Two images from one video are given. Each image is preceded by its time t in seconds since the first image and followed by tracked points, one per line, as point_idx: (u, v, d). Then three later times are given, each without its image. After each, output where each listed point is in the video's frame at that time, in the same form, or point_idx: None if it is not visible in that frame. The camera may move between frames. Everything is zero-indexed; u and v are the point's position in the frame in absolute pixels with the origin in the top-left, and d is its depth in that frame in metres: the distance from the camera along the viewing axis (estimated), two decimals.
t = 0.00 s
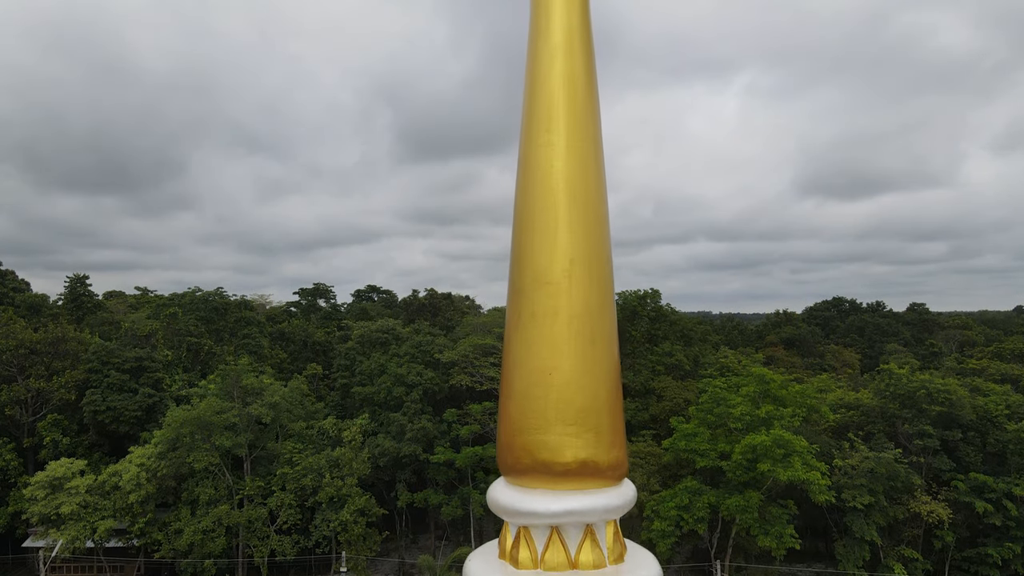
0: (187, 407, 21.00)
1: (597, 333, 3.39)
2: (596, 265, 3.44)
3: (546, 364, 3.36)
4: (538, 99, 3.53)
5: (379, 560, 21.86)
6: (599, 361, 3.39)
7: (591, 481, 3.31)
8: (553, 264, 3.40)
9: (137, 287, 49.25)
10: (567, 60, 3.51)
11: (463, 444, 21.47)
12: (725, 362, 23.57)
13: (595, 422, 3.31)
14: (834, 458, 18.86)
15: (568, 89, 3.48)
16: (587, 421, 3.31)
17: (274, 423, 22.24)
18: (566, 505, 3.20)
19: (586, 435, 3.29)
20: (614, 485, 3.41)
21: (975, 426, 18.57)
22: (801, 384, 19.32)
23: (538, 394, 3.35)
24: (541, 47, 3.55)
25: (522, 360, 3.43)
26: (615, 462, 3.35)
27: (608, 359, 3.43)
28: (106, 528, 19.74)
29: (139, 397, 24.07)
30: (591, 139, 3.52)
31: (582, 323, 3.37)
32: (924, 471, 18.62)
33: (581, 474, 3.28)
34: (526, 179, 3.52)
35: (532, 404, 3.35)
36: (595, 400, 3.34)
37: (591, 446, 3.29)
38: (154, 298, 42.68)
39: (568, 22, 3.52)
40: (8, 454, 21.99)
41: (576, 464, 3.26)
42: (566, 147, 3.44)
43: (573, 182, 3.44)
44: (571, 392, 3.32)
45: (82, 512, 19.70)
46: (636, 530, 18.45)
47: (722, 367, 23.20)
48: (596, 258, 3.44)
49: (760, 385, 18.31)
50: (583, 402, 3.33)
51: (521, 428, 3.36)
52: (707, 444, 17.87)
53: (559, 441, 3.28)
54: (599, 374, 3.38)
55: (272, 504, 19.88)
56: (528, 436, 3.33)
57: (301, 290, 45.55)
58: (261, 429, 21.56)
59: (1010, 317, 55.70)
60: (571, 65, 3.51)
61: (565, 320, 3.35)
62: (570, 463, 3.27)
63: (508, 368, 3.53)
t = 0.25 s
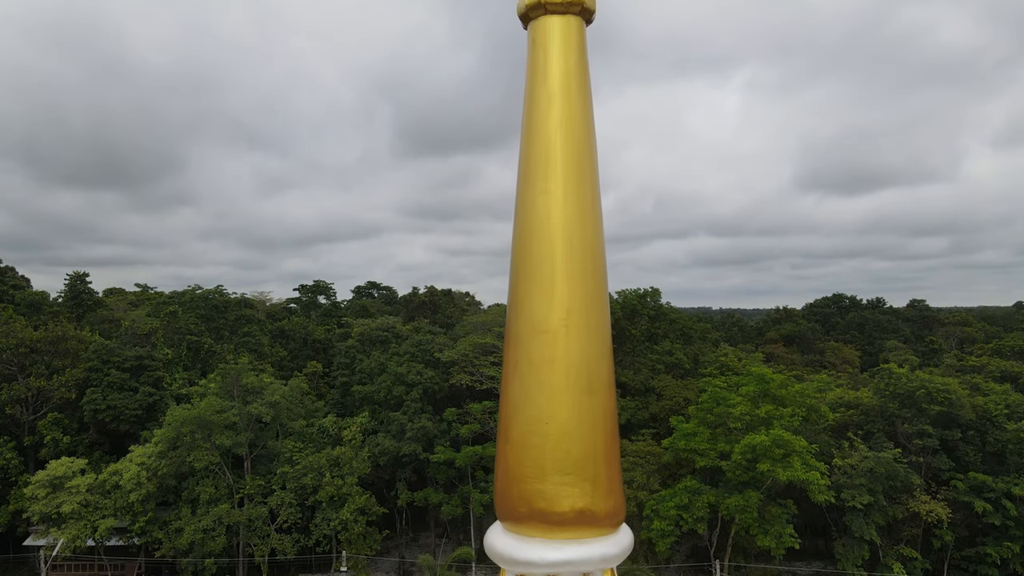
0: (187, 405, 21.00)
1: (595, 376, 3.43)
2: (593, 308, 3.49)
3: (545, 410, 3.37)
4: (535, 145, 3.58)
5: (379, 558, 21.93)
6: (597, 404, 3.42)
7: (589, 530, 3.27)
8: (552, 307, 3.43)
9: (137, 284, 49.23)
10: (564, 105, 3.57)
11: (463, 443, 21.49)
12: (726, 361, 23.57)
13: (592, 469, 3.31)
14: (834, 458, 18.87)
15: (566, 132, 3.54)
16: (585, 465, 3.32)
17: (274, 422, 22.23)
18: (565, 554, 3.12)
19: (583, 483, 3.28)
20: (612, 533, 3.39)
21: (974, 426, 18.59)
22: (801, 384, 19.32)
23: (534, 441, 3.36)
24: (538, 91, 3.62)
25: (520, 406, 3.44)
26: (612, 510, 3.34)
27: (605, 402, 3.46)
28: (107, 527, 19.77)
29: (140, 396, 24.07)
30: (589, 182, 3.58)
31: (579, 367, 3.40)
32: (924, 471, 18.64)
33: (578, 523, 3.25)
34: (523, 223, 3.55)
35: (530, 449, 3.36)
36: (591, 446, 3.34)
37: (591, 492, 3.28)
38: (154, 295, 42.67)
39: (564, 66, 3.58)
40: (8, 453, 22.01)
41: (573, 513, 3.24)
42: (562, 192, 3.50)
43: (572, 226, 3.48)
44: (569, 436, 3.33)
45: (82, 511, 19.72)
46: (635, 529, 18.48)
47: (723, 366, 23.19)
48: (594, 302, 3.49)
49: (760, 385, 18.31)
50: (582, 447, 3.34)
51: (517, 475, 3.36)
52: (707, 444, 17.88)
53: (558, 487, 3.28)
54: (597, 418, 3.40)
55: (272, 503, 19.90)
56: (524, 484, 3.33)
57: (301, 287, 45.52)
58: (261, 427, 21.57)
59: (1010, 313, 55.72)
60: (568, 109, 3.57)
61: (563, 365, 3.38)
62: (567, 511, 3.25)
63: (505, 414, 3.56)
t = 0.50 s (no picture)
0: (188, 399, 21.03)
1: (590, 422, 3.54)
2: (589, 355, 3.60)
3: (541, 454, 3.50)
4: (532, 189, 3.68)
5: (379, 549, 22.09)
6: (593, 451, 3.54)
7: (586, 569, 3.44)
8: (548, 352, 3.54)
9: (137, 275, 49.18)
10: (561, 147, 3.66)
11: (463, 437, 21.54)
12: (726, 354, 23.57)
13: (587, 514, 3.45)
14: (834, 451, 18.91)
15: (563, 177, 3.63)
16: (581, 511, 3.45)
17: (274, 415, 22.27)
18: None
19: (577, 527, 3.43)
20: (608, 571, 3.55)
21: (972, 419, 18.65)
22: (801, 378, 19.32)
23: (531, 486, 3.50)
24: (534, 133, 3.71)
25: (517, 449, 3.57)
26: (607, 551, 3.50)
27: (601, 447, 3.59)
28: (108, 519, 19.85)
29: (140, 389, 24.10)
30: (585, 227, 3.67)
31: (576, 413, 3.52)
32: (923, 464, 18.69)
33: (575, 565, 3.41)
34: (519, 268, 3.68)
35: (527, 494, 3.50)
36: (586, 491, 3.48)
37: (587, 531, 3.45)
38: (155, 287, 42.63)
39: (562, 109, 3.67)
40: (10, 445, 22.07)
41: (568, 556, 3.41)
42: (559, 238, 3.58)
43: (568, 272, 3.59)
44: (565, 481, 3.46)
45: (84, 504, 19.80)
46: (634, 522, 18.59)
47: (722, 360, 23.25)
48: (590, 348, 3.60)
49: (759, 378, 18.32)
50: (578, 493, 3.46)
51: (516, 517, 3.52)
52: (706, 438, 17.93)
53: (553, 531, 3.43)
54: (593, 463, 3.53)
55: (273, 496, 19.99)
56: (523, 526, 3.48)
57: (301, 279, 45.46)
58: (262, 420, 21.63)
59: (1010, 304, 55.73)
60: (565, 153, 3.66)
61: (559, 411, 3.49)
62: (562, 554, 3.42)
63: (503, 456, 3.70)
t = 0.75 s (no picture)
0: (189, 389, 21.07)
1: (585, 450, 3.83)
2: (584, 386, 3.89)
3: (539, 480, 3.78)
4: (531, 229, 3.96)
5: (380, 538, 22.26)
6: (589, 478, 3.82)
7: None
8: (546, 384, 3.84)
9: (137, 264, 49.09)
10: (560, 192, 3.94)
11: (463, 427, 21.61)
12: (725, 344, 23.56)
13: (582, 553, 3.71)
14: (833, 441, 18.97)
15: (561, 219, 3.92)
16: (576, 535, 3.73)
17: (275, 405, 22.31)
18: None
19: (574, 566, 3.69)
20: None
21: (971, 411, 18.69)
22: (801, 369, 19.34)
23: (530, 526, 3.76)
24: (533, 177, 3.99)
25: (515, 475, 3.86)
26: None
27: (596, 473, 3.88)
28: (111, 509, 19.97)
29: (141, 379, 24.13)
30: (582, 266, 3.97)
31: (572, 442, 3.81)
32: (921, 455, 18.78)
33: None
34: (519, 304, 3.97)
35: (525, 515, 3.77)
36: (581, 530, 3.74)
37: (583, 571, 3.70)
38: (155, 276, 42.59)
39: (559, 153, 3.95)
40: (12, 436, 22.15)
41: None
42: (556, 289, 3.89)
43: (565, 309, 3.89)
44: (561, 505, 3.73)
45: (86, 494, 19.90)
46: (634, 512, 18.70)
47: (722, 350, 23.26)
48: (585, 380, 3.90)
49: (759, 370, 18.32)
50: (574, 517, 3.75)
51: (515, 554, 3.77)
52: (705, 429, 17.98)
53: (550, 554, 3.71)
54: (589, 490, 3.81)
55: (274, 486, 20.10)
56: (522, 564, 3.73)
57: (301, 268, 45.39)
58: (263, 411, 21.70)
59: (1010, 292, 55.66)
60: (563, 196, 3.94)
61: (555, 440, 3.78)
62: None
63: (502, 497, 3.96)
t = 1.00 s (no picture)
0: (189, 377, 21.08)
1: (581, 470, 4.11)
2: (580, 408, 4.18)
3: (540, 501, 4.05)
4: (531, 261, 4.23)
5: (381, 524, 22.41)
6: (586, 502, 4.10)
7: None
8: (544, 407, 4.13)
9: (136, 249, 48.88)
10: (559, 225, 4.21)
11: (463, 414, 21.68)
12: (725, 331, 23.52)
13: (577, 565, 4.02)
14: (832, 428, 19.00)
15: (560, 251, 4.19)
16: (574, 554, 4.03)
17: (276, 392, 22.33)
18: None
19: None
20: None
21: (970, 398, 18.66)
22: (800, 356, 19.34)
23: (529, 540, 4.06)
24: (532, 210, 4.25)
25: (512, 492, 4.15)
26: None
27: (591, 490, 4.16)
28: (114, 495, 20.09)
29: (142, 366, 24.13)
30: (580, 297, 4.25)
31: (569, 466, 4.10)
32: (919, 442, 18.82)
33: None
34: (518, 332, 4.24)
35: (525, 530, 4.06)
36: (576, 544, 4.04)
37: None
38: (154, 261, 42.46)
39: (557, 187, 4.21)
40: (14, 422, 22.21)
41: None
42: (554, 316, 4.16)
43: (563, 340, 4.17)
44: (558, 519, 4.03)
45: (89, 480, 20.00)
46: (634, 498, 18.79)
47: (723, 337, 23.20)
48: (582, 406, 4.19)
49: (758, 357, 18.29)
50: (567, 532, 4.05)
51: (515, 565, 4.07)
52: (705, 416, 18.01)
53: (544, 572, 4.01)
54: (586, 511, 4.09)
55: (275, 472, 20.21)
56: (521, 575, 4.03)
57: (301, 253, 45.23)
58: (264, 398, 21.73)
59: (1009, 277, 55.52)
60: (562, 229, 4.21)
61: (554, 461, 4.07)
62: None
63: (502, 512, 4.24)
